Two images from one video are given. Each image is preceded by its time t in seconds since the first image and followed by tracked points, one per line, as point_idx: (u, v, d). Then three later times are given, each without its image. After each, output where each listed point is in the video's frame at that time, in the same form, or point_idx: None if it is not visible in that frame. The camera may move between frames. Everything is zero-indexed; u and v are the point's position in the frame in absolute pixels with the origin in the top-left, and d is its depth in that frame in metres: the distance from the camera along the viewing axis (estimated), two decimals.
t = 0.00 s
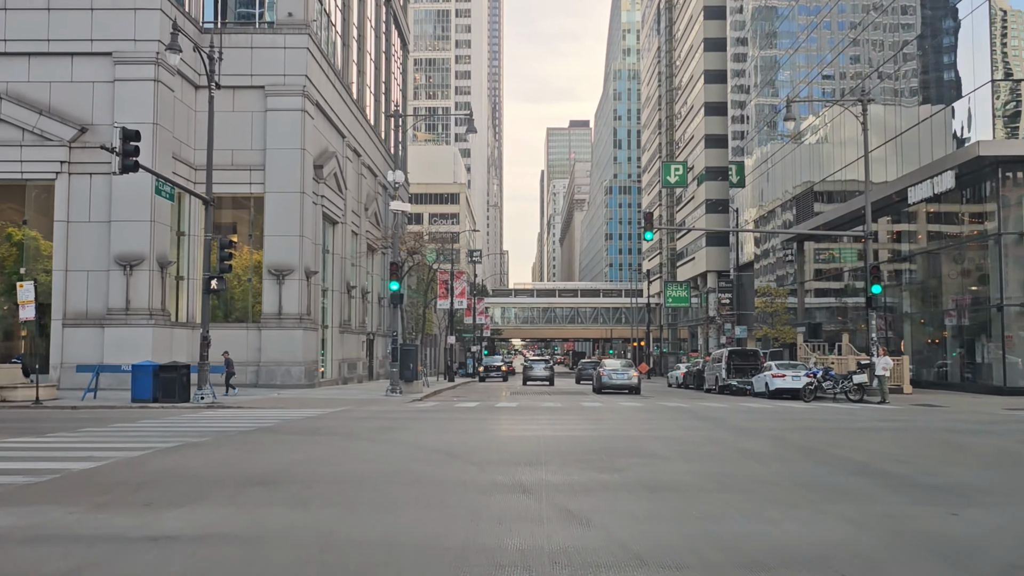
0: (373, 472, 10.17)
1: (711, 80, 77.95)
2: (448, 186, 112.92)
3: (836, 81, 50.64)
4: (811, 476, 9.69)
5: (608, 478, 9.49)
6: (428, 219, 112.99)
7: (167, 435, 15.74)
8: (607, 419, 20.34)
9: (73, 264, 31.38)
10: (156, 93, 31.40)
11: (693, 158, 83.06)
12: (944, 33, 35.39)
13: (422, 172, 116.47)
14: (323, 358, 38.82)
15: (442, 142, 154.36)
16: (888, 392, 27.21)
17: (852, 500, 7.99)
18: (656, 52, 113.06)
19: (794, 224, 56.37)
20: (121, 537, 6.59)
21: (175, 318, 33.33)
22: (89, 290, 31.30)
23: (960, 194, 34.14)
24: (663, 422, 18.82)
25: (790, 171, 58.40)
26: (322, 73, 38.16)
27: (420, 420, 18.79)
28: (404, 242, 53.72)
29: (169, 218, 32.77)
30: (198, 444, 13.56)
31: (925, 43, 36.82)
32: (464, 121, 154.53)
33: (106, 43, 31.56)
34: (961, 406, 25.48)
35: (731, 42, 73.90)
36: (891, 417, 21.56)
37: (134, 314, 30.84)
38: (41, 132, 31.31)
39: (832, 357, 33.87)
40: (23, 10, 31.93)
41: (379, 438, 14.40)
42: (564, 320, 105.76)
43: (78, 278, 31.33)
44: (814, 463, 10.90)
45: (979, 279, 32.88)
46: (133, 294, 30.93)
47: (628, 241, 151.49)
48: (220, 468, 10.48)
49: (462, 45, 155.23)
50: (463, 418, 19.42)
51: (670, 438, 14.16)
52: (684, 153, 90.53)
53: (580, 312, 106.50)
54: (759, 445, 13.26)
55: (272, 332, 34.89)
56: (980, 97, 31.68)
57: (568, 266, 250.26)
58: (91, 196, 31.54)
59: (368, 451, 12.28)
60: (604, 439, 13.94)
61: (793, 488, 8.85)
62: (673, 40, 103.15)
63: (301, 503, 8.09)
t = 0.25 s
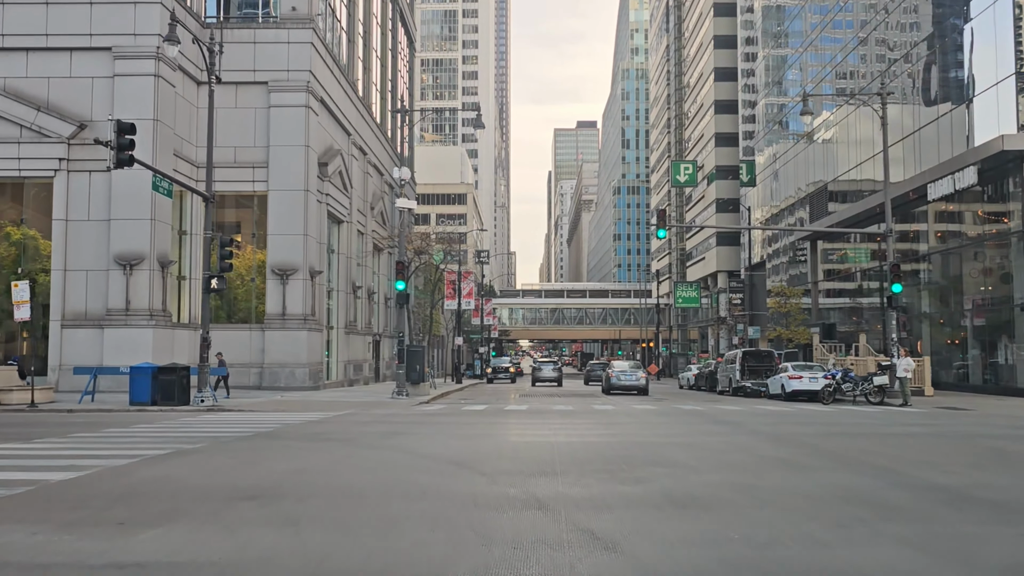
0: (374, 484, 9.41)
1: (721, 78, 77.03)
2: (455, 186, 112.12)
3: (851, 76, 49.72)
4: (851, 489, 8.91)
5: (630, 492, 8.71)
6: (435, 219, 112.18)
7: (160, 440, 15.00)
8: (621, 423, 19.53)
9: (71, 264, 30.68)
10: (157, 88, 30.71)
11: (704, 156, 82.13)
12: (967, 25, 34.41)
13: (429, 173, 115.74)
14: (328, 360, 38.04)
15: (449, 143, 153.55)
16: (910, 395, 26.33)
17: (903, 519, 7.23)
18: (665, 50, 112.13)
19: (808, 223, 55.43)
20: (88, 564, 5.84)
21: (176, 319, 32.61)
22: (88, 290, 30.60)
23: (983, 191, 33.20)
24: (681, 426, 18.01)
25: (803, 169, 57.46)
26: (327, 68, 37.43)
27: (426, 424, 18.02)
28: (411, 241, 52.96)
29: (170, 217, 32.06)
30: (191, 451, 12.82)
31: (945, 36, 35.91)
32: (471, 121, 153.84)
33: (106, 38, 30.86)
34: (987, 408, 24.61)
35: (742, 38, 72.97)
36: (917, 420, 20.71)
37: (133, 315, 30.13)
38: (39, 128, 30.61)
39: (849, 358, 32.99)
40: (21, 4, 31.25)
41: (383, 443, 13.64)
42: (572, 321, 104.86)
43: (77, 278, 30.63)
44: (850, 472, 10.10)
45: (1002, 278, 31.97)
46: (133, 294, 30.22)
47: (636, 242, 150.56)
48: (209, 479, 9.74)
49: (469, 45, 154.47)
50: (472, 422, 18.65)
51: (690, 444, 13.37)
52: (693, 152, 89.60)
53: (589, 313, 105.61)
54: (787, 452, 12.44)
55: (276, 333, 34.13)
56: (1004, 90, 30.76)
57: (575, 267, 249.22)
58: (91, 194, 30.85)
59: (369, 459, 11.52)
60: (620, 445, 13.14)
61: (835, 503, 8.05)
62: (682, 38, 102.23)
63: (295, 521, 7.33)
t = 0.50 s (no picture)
0: (377, 499, 8.52)
1: (733, 75, 75.94)
2: (463, 186, 111.29)
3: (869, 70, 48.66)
4: (905, 504, 7.98)
5: (659, 509, 7.82)
6: (443, 219, 111.35)
7: (149, 447, 14.13)
8: (638, 428, 18.59)
9: (70, 263, 29.88)
10: (157, 82, 29.87)
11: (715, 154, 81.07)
12: (994, 15, 33.36)
13: (437, 173, 114.89)
14: (334, 361, 37.21)
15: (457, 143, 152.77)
16: (936, 397, 25.36)
17: (980, 548, 6.32)
18: (675, 48, 111.02)
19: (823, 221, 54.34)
20: None
21: (177, 319, 31.77)
22: (88, 289, 29.82)
23: (1010, 187, 32.07)
24: (702, 430, 17.09)
25: (819, 167, 56.36)
26: (332, 63, 36.58)
27: (433, 428, 17.13)
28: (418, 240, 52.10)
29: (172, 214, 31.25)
30: (179, 460, 11.94)
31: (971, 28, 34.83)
32: (480, 121, 152.98)
33: (105, 30, 30.05)
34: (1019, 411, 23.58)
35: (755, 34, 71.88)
36: (948, 424, 19.73)
37: (133, 315, 29.30)
38: (37, 124, 29.82)
39: (871, 360, 31.96)
40: None
41: (386, 451, 12.74)
42: (581, 321, 103.95)
43: (76, 277, 29.84)
44: (898, 484, 9.17)
45: None
46: (133, 293, 29.41)
47: (646, 242, 149.47)
48: (193, 493, 8.87)
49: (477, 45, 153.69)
50: (482, 426, 17.75)
51: (716, 451, 12.44)
52: (705, 150, 88.49)
53: (598, 314, 104.67)
54: (823, 461, 11.51)
55: (280, 333, 33.26)
56: None
57: (584, 267, 248.18)
58: (90, 190, 30.05)
59: (371, 469, 10.63)
60: (641, 452, 12.22)
61: (892, 524, 7.14)
62: (693, 36, 101.17)
63: (283, 546, 6.45)
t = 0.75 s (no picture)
0: (375, 513, 7.77)
1: (744, 71, 75.01)
2: (471, 185, 110.59)
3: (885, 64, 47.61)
4: (968, 522, 7.10)
5: (688, 526, 7.04)
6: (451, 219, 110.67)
7: (139, 452, 13.34)
8: (655, 431, 17.73)
9: (68, 261, 29.17)
10: (158, 75, 29.16)
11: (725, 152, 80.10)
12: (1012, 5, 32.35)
13: (444, 173, 114.19)
14: (339, 361, 36.43)
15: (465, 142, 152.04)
16: (962, 398, 24.49)
17: None
18: (684, 45, 110.09)
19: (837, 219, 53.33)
20: None
21: (179, 319, 31.03)
22: (86, 288, 29.12)
23: None
24: (722, 433, 16.28)
25: (832, 164, 55.38)
26: (337, 56, 35.82)
27: (440, 432, 16.30)
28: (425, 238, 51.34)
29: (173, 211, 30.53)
30: (168, 467, 11.14)
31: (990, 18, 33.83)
32: (487, 120, 152.30)
33: (103, 23, 29.36)
34: None
35: (766, 29, 70.92)
36: (978, 427, 18.87)
37: (133, 314, 28.58)
38: (34, 118, 29.17)
39: (892, 360, 31.05)
40: None
41: (389, 458, 11.91)
42: (589, 321, 103.13)
43: (74, 275, 29.15)
44: (954, 497, 8.29)
45: None
46: (132, 292, 28.68)
47: (654, 241, 148.51)
48: (175, 507, 8.05)
49: (484, 44, 153.01)
50: (491, 429, 16.97)
51: (744, 458, 11.58)
52: (715, 147, 87.52)
53: (607, 313, 103.81)
54: (862, 469, 10.62)
55: (283, 333, 32.51)
56: None
57: (592, 266, 247.31)
58: (89, 186, 29.35)
59: (371, 478, 9.80)
60: (664, 459, 11.35)
61: (962, 548, 6.26)
62: (702, 33, 100.23)
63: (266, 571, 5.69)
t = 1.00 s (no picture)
0: (377, 532, 6.93)
1: (756, 66, 73.90)
2: (480, 183, 109.76)
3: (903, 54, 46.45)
4: None
5: (733, 550, 6.18)
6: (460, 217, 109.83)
7: (127, 456, 12.51)
8: (674, 433, 16.82)
9: (67, 257, 28.40)
10: (159, 67, 28.36)
11: (738, 148, 79.00)
12: None
13: (453, 170, 113.31)
14: (345, 360, 35.57)
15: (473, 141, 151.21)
16: (992, 398, 23.51)
17: None
18: (695, 41, 108.98)
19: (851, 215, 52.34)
20: None
21: (180, 317, 30.23)
22: (85, 286, 28.34)
23: None
24: (749, 437, 15.40)
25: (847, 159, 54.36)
26: (343, 48, 34.99)
27: (449, 435, 15.46)
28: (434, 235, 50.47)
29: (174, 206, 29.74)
30: (155, 475, 10.31)
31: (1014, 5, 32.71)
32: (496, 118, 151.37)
33: (103, 13, 28.58)
34: None
35: (780, 23, 69.79)
36: (1016, 429, 17.91)
37: (133, 312, 27.78)
38: (32, 111, 28.45)
39: (915, 359, 30.08)
40: None
41: (393, 464, 11.07)
42: (600, 320, 102.19)
43: (73, 272, 28.38)
44: None
45: None
46: (132, 290, 27.89)
47: (664, 239, 147.41)
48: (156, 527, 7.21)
49: (493, 41, 152.16)
50: (503, 433, 16.10)
51: (776, 465, 10.71)
52: (726, 143, 86.41)
53: (617, 312, 102.84)
54: (907, 480, 9.74)
55: (288, 332, 31.67)
56: None
57: (601, 265, 246.19)
58: (88, 181, 28.57)
59: (373, 488, 8.96)
60: (690, 467, 10.46)
61: None
62: (713, 28, 99.16)
63: None
